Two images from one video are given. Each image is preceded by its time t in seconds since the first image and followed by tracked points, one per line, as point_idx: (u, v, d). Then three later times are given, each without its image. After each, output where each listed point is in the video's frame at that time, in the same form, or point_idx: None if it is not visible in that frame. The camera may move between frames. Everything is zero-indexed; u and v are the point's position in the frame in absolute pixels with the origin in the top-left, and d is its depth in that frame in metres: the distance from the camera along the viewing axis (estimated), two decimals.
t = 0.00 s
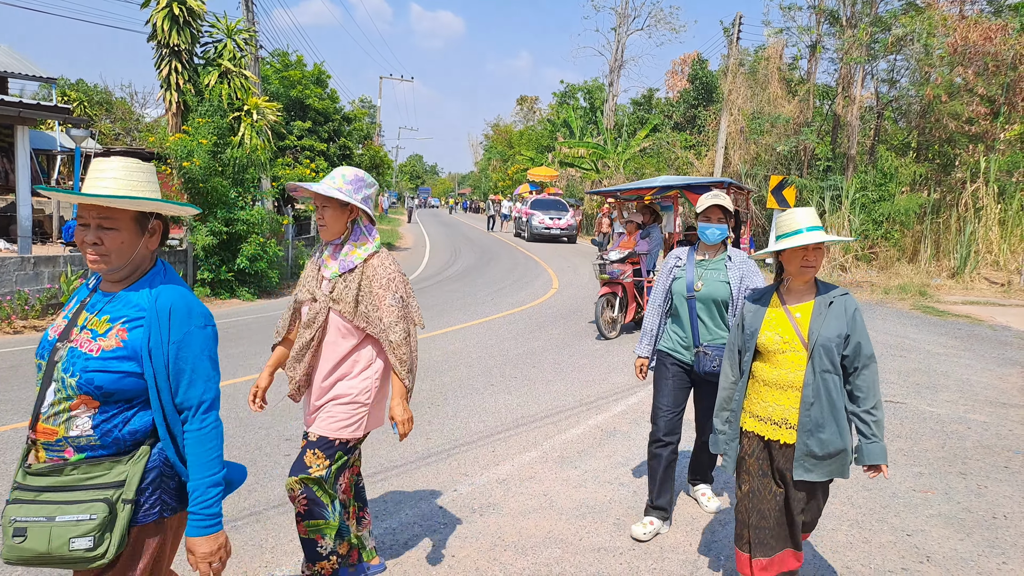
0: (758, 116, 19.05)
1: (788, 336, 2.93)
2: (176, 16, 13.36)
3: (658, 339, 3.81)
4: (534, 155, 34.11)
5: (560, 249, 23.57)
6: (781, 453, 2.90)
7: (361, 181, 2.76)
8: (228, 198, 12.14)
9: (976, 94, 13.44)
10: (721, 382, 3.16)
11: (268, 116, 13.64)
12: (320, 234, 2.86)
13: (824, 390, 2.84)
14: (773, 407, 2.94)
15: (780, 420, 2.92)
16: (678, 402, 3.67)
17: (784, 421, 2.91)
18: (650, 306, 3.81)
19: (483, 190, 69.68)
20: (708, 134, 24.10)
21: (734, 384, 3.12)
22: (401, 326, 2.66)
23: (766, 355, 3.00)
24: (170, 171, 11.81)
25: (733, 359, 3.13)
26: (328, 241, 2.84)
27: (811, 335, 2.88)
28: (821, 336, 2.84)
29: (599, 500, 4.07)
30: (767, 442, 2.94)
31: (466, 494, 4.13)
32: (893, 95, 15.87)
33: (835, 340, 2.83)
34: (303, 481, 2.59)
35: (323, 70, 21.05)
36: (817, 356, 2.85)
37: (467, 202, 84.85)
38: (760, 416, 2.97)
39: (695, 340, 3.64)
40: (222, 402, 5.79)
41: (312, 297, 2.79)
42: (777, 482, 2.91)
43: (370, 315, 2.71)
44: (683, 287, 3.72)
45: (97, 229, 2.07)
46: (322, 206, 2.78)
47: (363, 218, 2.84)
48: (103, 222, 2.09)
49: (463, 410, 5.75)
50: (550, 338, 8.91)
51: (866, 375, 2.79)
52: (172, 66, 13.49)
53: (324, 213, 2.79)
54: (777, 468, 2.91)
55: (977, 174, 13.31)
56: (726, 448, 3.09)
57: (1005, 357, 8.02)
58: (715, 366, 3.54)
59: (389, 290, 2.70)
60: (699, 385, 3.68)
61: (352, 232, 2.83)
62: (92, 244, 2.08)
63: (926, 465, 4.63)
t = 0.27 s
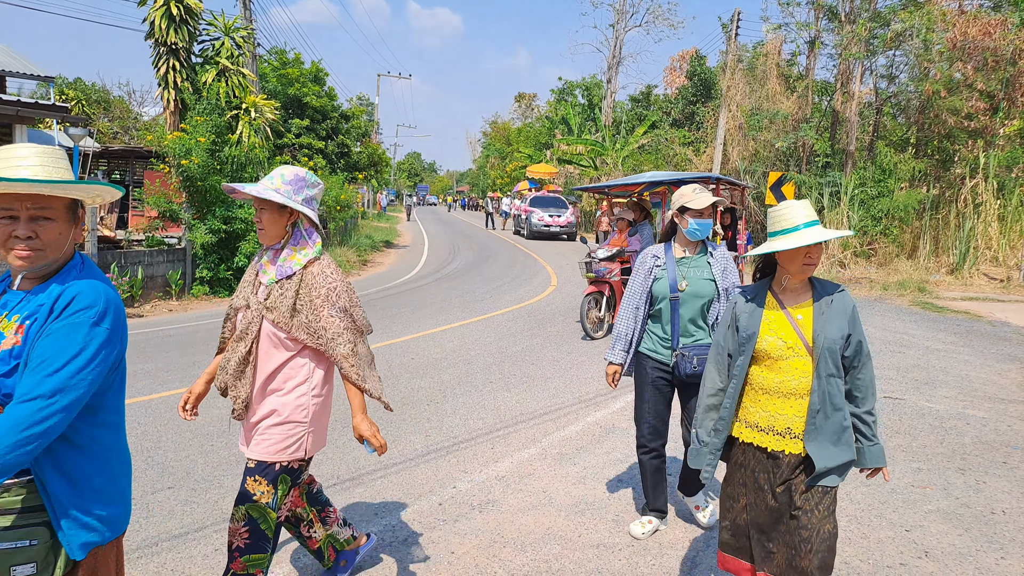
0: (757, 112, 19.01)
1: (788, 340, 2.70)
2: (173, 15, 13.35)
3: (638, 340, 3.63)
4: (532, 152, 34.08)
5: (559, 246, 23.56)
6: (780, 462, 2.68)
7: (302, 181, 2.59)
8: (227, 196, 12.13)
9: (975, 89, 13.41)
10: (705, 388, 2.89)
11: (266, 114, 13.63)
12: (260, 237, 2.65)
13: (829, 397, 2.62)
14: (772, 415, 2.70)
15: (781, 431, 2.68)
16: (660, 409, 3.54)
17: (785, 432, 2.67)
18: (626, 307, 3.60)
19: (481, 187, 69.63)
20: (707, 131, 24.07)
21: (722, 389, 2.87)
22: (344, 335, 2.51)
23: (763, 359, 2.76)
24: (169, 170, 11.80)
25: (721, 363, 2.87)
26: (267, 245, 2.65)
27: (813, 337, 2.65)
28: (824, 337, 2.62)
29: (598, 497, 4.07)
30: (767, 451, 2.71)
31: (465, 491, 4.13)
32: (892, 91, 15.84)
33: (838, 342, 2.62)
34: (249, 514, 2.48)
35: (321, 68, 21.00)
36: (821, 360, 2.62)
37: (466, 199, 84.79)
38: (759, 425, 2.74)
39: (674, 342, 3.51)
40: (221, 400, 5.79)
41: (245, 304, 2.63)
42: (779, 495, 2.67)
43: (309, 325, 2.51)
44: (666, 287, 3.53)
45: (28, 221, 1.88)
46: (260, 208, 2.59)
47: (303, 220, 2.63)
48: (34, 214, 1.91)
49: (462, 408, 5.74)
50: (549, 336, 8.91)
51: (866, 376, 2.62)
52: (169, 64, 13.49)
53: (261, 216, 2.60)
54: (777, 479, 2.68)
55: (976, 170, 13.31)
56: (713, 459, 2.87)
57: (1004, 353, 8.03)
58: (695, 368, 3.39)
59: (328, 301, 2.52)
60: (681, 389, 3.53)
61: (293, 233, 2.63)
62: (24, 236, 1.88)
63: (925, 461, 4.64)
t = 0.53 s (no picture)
0: (756, 109, 19.00)
1: (799, 356, 2.53)
2: (171, 11, 13.32)
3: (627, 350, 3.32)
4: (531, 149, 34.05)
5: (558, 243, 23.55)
6: (789, 488, 2.51)
7: (237, 172, 2.40)
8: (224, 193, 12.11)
9: (974, 87, 13.41)
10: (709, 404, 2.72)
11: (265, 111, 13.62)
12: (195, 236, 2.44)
13: (842, 421, 2.47)
14: (782, 438, 2.53)
15: (791, 456, 2.51)
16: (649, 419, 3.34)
17: (797, 457, 2.50)
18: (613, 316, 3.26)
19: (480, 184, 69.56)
20: (705, 128, 24.06)
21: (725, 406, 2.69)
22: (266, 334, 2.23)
23: (772, 376, 2.58)
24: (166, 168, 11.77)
25: (725, 378, 2.68)
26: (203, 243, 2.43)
27: (826, 355, 2.50)
28: (838, 354, 2.47)
29: (596, 494, 4.08)
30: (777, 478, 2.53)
31: (463, 488, 4.14)
32: (891, 89, 15.83)
33: (852, 361, 2.46)
34: (228, 526, 2.30)
35: (319, 64, 20.93)
36: (836, 379, 2.47)
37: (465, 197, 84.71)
38: (766, 448, 2.56)
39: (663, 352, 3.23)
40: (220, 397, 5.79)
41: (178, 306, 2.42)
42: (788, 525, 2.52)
43: (240, 323, 2.28)
44: (658, 294, 3.24)
45: None
46: (193, 203, 2.40)
47: (241, 215, 2.43)
48: None
49: (460, 405, 5.75)
50: (547, 333, 8.91)
51: (879, 397, 2.48)
52: (167, 61, 13.44)
53: (195, 211, 2.41)
54: (788, 508, 2.51)
55: (974, 167, 13.32)
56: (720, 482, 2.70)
57: (1003, 350, 8.04)
58: (684, 380, 3.10)
59: (261, 295, 2.27)
60: (668, 402, 3.23)
61: (229, 230, 2.42)
62: None
63: (923, 458, 4.65)
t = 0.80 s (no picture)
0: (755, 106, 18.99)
1: (819, 365, 2.38)
2: (169, 9, 13.32)
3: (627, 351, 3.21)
4: (530, 147, 34.04)
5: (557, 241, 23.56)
6: (810, 506, 2.40)
7: (160, 170, 2.29)
8: (224, 191, 12.13)
9: (973, 84, 13.41)
10: (731, 416, 2.55)
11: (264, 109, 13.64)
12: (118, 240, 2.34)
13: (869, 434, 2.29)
14: (801, 452, 2.41)
15: (812, 470, 2.39)
16: (639, 429, 3.17)
17: (815, 472, 2.39)
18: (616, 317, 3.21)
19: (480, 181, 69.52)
20: (705, 126, 24.05)
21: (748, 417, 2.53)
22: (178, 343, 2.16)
23: (788, 385, 2.44)
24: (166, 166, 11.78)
25: (743, 387, 2.53)
26: (125, 247, 2.32)
27: (846, 362, 2.34)
28: (858, 361, 2.31)
29: (594, 491, 4.10)
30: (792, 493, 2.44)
31: (462, 485, 4.16)
32: (890, 86, 15.83)
33: (874, 369, 2.29)
34: (197, 535, 2.37)
35: (318, 62, 20.90)
36: (856, 388, 2.31)
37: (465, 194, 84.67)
38: (783, 463, 2.45)
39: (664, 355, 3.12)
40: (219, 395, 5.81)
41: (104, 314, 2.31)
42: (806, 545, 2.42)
43: (159, 332, 2.21)
44: (656, 292, 3.15)
45: None
46: (114, 206, 2.29)
47: (165, 216, 2.32)
48: None
49: (459, 403, 5.76)
50: (546, 331, 8.92)
51: (913, 408, 2.28)
52: (166, 59, 13.42)
53: (116, 215, 2.30)
54: (805, 526, 2.42)
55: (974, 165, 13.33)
56: (751, 506, 2.49)
57: (1001, 348, 8.06)
58: (688, 386, 2.99)
59: (187, 301, 2.20)
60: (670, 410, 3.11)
61: (153, 232, 2.31)
62: None
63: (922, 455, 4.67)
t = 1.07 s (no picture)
0: (753, 104, 19.00)
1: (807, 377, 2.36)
2: (169, 9, 13.33)
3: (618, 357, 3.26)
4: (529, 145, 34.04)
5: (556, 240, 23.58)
6: (799, 529, 2.37)
7: (68, 157, 2.12)
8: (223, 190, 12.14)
9: (972, 82, 13.44)
10: (712, 427, 2.62)
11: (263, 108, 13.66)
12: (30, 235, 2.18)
13: (859, 450, 2.26)
14: (786, 468, 2.40)
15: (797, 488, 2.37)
16: (641, 437, 3.12)
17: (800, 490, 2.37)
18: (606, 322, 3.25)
19: (479, 180, 69.50)
20: (703, 124, 24.05)
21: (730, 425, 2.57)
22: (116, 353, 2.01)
23: (775, 398, 2.44)
24: (165, 165, 11.79)
25: (728, 396, 2.58)
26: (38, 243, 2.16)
27: (837, 376, 2.29)
28: (850, 376, 2.25)
29: (593, 490, 4.12)
30: (780, 515, 2.41)
31: (462, 484, 4.18)
32: (889, 84, 15.84)
33: (868, 384, 2.23)
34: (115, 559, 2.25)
35: (317, 61, 20.89)
36: (846, 404, 2.27)
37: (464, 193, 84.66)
38: (769, 481, 2.43)
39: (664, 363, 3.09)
40: (219, 394, 5.83)
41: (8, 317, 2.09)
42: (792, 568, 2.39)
43: (81, 336, 2.04)
44: (651, 296, 3.15)
45: None
46: (23, 198, 2.13)
47: (78, 207, 2.15)
48: None
49: (459, 401, 5.78)
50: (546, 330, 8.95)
51: (923, 424, 2.16)
52: (166, 58, 13.42)
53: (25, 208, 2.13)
54: (792, 549, 2.39)
55: (972, 162, 13.36)
56: (718, 520, 2.55)
57: (1000, 345, 8.09)
58: (689, 397, 2.94)
59: (107, 302, 2.04)
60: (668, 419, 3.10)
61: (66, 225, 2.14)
62: None
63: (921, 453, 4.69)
